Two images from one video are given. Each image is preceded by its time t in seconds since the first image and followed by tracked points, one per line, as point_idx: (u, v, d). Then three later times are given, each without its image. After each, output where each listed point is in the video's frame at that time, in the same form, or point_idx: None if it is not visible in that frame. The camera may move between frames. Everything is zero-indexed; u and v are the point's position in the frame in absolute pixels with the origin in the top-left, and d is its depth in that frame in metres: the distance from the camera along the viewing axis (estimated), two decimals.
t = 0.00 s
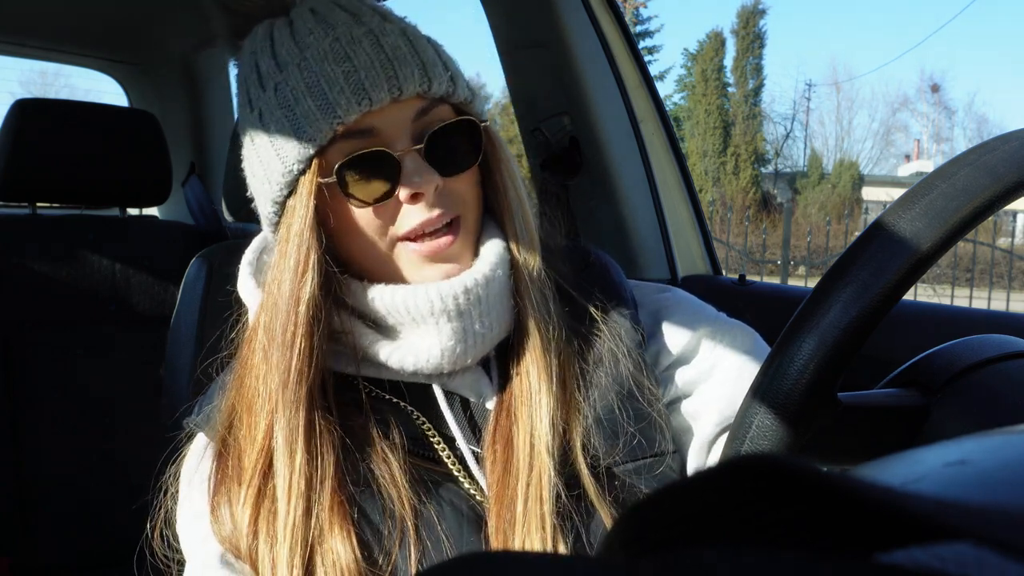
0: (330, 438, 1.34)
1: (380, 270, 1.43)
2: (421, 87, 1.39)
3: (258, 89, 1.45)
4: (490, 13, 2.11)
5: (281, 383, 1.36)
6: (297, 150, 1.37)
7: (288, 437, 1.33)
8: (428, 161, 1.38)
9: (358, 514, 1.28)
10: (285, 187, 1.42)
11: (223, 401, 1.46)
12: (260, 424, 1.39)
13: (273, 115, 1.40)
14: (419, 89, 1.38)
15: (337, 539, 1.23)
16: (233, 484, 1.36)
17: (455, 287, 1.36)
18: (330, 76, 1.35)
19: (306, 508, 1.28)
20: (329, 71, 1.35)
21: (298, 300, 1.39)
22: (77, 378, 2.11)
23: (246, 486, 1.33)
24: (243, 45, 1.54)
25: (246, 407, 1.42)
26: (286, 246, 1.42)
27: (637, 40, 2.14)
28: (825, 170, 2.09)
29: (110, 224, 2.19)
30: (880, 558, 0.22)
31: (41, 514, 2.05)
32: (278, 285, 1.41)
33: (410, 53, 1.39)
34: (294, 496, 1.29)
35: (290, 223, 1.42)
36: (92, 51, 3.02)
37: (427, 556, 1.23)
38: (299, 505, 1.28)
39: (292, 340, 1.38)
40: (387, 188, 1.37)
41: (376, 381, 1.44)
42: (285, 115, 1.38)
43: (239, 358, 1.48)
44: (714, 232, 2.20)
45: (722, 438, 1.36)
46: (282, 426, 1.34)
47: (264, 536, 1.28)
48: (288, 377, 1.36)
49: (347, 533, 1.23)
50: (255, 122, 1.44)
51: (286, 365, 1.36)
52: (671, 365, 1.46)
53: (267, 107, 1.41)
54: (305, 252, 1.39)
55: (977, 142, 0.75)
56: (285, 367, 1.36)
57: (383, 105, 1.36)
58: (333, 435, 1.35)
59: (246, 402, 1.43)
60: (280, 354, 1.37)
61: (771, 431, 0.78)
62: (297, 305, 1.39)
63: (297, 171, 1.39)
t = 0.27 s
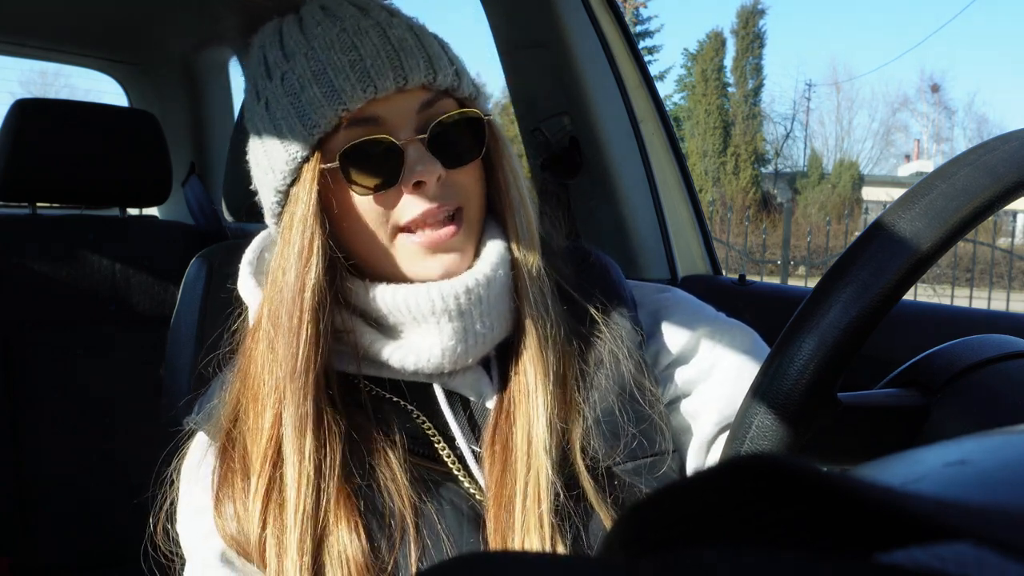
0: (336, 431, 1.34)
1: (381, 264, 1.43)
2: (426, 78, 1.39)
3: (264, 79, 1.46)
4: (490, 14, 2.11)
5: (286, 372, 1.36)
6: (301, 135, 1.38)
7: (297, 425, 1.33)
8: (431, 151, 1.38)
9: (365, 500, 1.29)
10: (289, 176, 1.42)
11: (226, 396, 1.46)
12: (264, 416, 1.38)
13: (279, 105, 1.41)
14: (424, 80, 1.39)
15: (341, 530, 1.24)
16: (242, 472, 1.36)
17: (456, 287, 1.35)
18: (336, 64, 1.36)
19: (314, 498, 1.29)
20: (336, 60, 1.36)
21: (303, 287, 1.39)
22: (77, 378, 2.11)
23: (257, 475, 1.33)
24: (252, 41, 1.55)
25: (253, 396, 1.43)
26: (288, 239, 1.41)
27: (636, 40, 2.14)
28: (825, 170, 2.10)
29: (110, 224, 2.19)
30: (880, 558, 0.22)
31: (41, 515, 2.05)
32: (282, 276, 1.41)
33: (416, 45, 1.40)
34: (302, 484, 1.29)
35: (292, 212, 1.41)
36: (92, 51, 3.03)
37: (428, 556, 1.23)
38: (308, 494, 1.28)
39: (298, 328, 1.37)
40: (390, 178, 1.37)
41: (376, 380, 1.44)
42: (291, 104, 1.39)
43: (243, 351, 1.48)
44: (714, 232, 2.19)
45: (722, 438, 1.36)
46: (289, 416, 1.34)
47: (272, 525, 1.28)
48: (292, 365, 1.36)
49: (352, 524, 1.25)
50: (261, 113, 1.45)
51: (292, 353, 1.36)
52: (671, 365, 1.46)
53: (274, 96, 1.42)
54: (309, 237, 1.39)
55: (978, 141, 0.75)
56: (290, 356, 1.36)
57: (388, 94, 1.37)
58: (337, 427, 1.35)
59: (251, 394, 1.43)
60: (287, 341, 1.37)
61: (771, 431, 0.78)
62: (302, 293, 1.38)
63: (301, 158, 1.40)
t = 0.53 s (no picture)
0: (335, 435, 1.34)
1: (383, 268, 1.43)
2: (443, 95, 1.37)
3: (281, 75, 1.44)
4: (490, 14, 2.12)
5: (283, 378, 1.36)
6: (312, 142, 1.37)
7: (291, 435, 1.33)
8: (442, 172, 1.37)
9: (365, 504, 1.29)
10: (295, 178, 1.42)
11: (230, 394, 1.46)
12: (265, 416, 1.39)
13: (292, 107, 1.40)
14: (440, 97, 1.37)
15: (342, 532, 1.24)
16: (241, 475, 1.36)
17: (458, 292, 1.35)
18: (353, 73, 1.34)
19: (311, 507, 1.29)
20: (353, 68, 1.34)
21: (303, 295, 1.39)
22: (76, 379, 2.10)
23: (251, 480, 1.34)
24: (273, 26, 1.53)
25: (253, 397, 1.43)
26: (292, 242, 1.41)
27: (637, 39, 2.13)
28: (825, 170, 2.03)
29: (109, 225, 2.21)
30: (882, 558, 0.22)
31: (40, 515, 2.04)
32: (284, 281, 1.41)
33: (437, 58, 1.38)
34: (300, 491, 1.29)
35: (298, 214, 1.41)
36: (93, 52, 3.03)
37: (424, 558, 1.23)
38: (305, 502, 1.29)
39: (295, 336, 1.38)
40: (399, 193, 1.36)
41: (377, 381, 1.44)
42: (303, 107, 1.38)
43: (245, 349, 1.48)
44: (714, 231, 2.22)
45: (723, 439, 1.36)
46: (285, 423, 1.35)
47: (269, 528, 1.29)
48: (286, 376, 1.36)
49: (352, 527, 1.25)
50: (273, 110, 1.44)
51: (290, 360, 1.36)
52: (672, 366, 1.46)
53: (287, 96, 1.41)
54: (311, 246, 1.39)
55: (977, 142, 0.75)
56: (287, 362, 1.36)
57: (402, 109, 1.35)
58: (338, 433, 1.35)
59: (253, 393, 1.43)
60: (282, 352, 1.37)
61: (771, 431, 0.78)
62: (302, 301, 1.39)
63: (309, 164, 1.39)
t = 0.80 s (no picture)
0: (341, 435, 1.34)
1: (387, 270, 1.44)
2: (472, 113, 1.38)
3: (308, 68, 1.41)
4: (490, 14, 2.12)
5: (294, 379, 1.35)
6: (337, 143, 1.35)
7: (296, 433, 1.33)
8: (461, 188, 1.38)
9: (369, 504, 1.29)
10: (314, 174, 1.39)
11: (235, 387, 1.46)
12: (271, 409, 1.39)
13: (317, 104, 1.36)
14: (469, 114, 1.38)
15: (345, 529, 1.24)
16: (243, 470, 1.36)
17: (461, 286, 1.35)
18: (388, 79, 1.32)
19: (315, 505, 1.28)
20: (388, 74, 1.32)
21: (320, 298, 1.37)
22: (76, 379, 2.10)
23: (253, 477, 1.33)
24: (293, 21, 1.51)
25: (259, 391, 1.42)
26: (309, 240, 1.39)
27: (637, 39, 2.14)
28: (825, 170, 2.12)
29: (110, 224, 2.21)
30: (881, 558, 0.22)
31: (40, 516, 2.04)
32: (298, 277, 1.40)
33: (469, 74, 1.38)
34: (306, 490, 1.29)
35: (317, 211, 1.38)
36: (93, 52, 3.03)
37: (422, 557, 1.23)
38: (309, 501, 1.28)
39: (309, 339, 1.36)
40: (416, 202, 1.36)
41: (377, 381, 1.44)
42: (331, 106, 1.34)
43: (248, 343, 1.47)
44: (714, 232, 2.18)
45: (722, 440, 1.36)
46: (293, 420, 1.34)
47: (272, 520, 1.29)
48: (300, 373, 1.35)
49: (355, 523, 1.25)
50: (297, 104, 1.40)
51: (302, 361, 1.35)
52: (671, 366, 1.46)
53: (315, 92, 1.37)
54: (330, 248, 1.36)
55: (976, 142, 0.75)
56: (299, 361, 1.36)
57: (431, 122, 1.35)
58: (344, 431, 1.35)
59: (259, 386, 1.42)
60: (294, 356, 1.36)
61: (771, 431, 0.78)
62: (319, 304, 1.36)
63: (329, 162, 1.37)
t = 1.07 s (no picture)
0: (343, 431, 1.34)
1: (387, 269, 1.44)
2: (473, 113, 1.38)
3: (310, 66, 1.41)
4: (490, 14, 2.12)
5: (293, 375, 1.36)
6: (337, 140, 1.35)
7: (298, 429, 1.33)
8: (460, 186, 1.37)
9: (371, 501, 1.29)
10: (314, 170, 1.39)
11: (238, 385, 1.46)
12: (274, 404, 1.39)
13: (318, 101, 1.37)
14: (470, 114, 1.38)
15: (348, 526, 1.24)
16: (248, 466, 1.36)
17: (461, 288, 1.35)
18: (389, 77, 1.32)
19: (318, 502, 1.28)
20: (389, 72, 1.33)
21: (318, 294, 1.37)
22: (76, 379, 2.10)
23: (257, 474, 1.33)
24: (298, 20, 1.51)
25: (262, 387, 1.42)
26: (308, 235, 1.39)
27: (637, 40, 2.13)
28: (825, 170, 2.09)
29: (110, 225, 2.21)
30: (882, 558, 0.22)
31: (40, 516, 2.04)
32: (298, 273, 1.40)
33: (471, 74, 1.38)
34: (308, 485, 1.29)
35: (315, 206, 1.39)
36: (93, 52, 3.03)
37: (423, 558, 1.23)
38: (312, 497, 1.28)
39: (307, 334, 1.36)
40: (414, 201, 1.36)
41: (378, 382, 1.44)
42: (332, 102, 1.35)
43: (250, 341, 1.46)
44: (714, 232, 2.20)
45: (722, 441, 1.35)
46: (294, 416, 1.34)
47: (276, 517, 1.29)
48: (301, 369, 1.35)
49: (360, 520, 1.25)
50: (298, 101, 1.40)
51: (301, 357, 1.35)
52: (671, 366, 1.47)
53: (316, 89, 1.37)
54: (327, 242, 1.37)
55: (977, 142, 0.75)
56: (301, 356, 1.35)
57: (432, 121, 1.35)
58: (346, 426, 1.35)
59: (261, 382, 1.42)
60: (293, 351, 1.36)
61: (771, 431, 0.78)
62: (317, 300, 1.37)
63: (329, 158, 1.37)
